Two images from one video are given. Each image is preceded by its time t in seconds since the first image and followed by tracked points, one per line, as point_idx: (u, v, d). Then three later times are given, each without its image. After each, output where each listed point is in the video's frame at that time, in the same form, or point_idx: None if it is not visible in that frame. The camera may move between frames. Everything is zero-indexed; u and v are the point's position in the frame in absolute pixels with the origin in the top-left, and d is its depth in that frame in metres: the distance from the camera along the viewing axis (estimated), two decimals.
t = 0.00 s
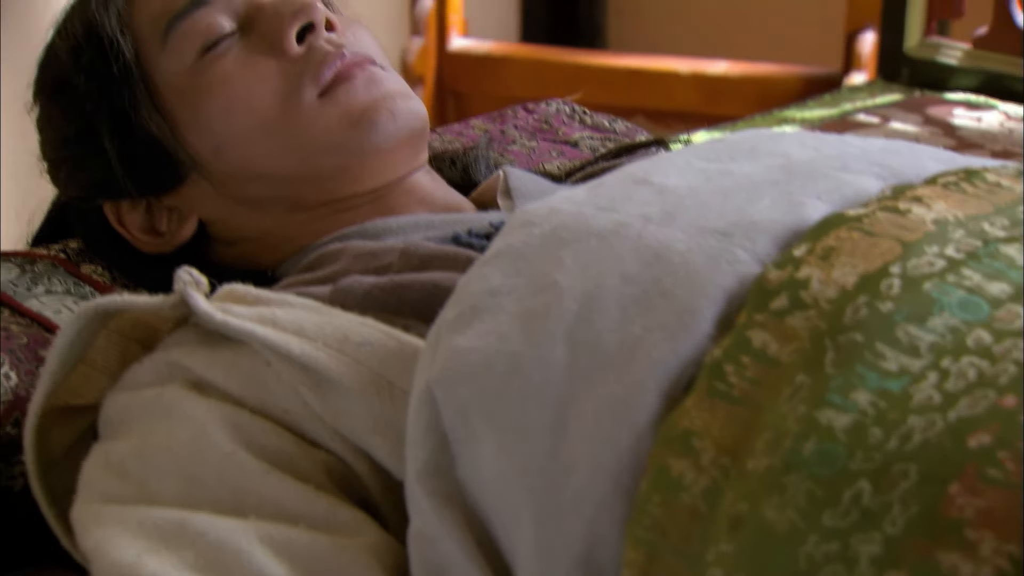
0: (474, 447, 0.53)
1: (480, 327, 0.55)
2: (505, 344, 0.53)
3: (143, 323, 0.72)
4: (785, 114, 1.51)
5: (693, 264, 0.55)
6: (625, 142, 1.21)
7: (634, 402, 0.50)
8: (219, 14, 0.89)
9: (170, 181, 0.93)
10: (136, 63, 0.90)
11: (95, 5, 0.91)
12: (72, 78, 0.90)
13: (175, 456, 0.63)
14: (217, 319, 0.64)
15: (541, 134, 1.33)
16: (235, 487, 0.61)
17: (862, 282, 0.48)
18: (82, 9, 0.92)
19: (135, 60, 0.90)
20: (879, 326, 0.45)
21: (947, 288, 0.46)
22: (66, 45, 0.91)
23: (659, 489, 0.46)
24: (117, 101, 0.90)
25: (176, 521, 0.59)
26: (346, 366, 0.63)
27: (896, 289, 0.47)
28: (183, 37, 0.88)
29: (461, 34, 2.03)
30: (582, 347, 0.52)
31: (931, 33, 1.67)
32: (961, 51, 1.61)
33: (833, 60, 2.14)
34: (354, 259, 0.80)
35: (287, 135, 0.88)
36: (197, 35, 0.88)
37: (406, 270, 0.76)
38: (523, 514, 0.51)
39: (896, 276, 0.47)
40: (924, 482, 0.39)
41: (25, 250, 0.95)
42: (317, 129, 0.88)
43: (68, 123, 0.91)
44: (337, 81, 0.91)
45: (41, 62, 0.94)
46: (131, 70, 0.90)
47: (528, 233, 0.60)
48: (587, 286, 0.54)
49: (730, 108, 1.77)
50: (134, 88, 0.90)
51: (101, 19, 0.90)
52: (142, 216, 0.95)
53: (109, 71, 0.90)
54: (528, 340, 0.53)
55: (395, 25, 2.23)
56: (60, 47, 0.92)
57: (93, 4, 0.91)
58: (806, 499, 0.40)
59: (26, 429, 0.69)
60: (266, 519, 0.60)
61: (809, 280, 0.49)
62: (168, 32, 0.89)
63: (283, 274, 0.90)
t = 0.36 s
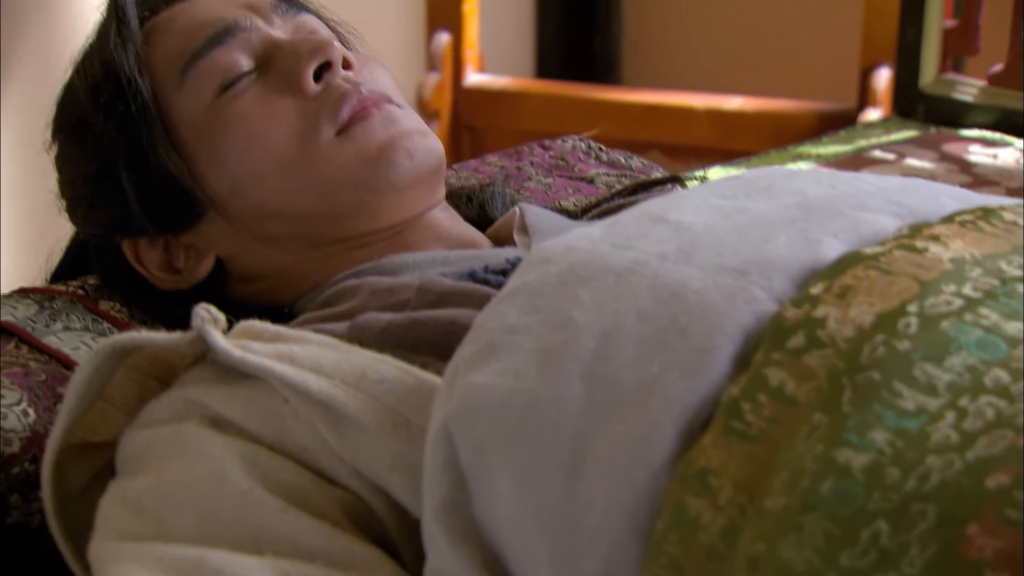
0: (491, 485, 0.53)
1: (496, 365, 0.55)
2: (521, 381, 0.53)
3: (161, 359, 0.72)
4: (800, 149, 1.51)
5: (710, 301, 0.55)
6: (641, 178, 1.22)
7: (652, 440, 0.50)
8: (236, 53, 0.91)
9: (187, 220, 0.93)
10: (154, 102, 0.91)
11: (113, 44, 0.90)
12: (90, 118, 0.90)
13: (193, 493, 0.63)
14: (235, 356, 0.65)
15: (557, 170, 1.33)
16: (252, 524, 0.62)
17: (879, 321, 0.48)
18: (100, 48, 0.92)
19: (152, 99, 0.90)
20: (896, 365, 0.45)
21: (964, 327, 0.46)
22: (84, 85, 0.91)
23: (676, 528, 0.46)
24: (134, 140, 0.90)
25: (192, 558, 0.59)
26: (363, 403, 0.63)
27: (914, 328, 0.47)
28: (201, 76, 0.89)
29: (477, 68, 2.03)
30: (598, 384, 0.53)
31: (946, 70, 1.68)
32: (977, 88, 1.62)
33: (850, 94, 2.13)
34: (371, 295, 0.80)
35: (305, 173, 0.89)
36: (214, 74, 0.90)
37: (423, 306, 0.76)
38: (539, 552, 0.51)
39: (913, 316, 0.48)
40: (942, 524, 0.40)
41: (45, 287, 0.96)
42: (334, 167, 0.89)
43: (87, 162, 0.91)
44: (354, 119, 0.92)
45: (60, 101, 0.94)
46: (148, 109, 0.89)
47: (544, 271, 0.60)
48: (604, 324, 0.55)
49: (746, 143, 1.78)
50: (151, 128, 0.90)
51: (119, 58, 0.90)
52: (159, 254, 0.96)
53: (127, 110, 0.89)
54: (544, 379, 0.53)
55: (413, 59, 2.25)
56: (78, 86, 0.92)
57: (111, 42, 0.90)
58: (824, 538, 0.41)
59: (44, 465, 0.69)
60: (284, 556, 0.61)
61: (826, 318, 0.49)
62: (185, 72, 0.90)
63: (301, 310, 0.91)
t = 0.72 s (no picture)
0: (506, 519, 0.53)
1: (511, 399, 0.55)
2: (535, 416, 0.53)
3: (176, 393, 0.72)
4: (812, 181, 1.51)
5: (724, 335, 0.55)
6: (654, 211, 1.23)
7: (667, 475, 0.50)
8: (246, 90, 0.90)
9: (199, 257, 0.92)
10: (164, 139, 0.90)
11: (124, 83, 0.91)
12: (101, 157, 0.91)
13: (207, 526, 0.63)
14: (250, 389, 0.65)
15: (571, 203, 1.34)
16: (266, 556, 0.62)
17: (894, 355, 0.48)
18: (110, 86, 0.92)
19: (163, 138, 0.90)
20: (910, 401, 0.45)
21: (980, 362, 0.47)
22: (95, 123, 0.92)
23: (691, 564, 0.45)
24: (146, 178, 0.90)
25: None
26: (377, 436, 0.63)
27: (929, 362, 0.47)
28: (211, 114, 0.89)
29: (490, 100, 2.04)
30: (612, 418, 0.53)
31: (960, 102, 1.68)
32: (990, 122, 1.62)
33: (864, 125, 2.13)
34: (386, 327, 0.81)
35: (315, 210, 0.88)
36: (224, 111, 0.89)
37: (437, 339, 0.76)
38: None
39: (928, 350, 0.48)
40: (959, 559, 0.41)
41: (60, 320, 0.96)
42: (344, 204, 0.88)
43: (99, 202, 0.92)
44: (364, 154, 0.90)
45: (72, 139, 0.95)
46: (159, 148, 0.89)
47: (559, 304, 0.60)
48: (619, 357, 0.55)
49: (760, 175, 1.78)
50: (163, 165, 0.90)
51: (131, 98, 0.90)
52: (173, 290, 0.95)
53: (138, 149, 0.90)
54: (559, 413, 0.53)
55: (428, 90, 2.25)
56: (90, 125, 0.93)
57: (121, 81, 0.91)
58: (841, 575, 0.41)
59: (58, 498, 0.69)
60: None
61: (840, 352, 0.50)
62: (196, 111, 0.89)
63: (316, 342, 0.91)
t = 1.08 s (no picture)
0: (519, 550, 0.53)
1: (524, 430, 0.55)
2: (548, 448, 0.53)
3: (189, 424, 0.72)
4: (824, 210, 1.52)
5: (737, 367, 0.56)
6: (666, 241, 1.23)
7: (680, 507, 0.50)
8: (257, 124, 0.91)
9: (212, 291, 0.93)
10: (175, 171, 0.91)
11: (135, 118, 0.92)
12: (113, 191, 0.91)
13: (220, 556, 0.64)
14: (263, 420, 0.65)
15: (582, 233, 1.35)
16: None
17: (907, 387, 0.48)
18: (122, 121, 0.93)
19: (173, 171, 0.91)
20: (923, 434, 0.46)
21: (993, 395, 0.47)
22: (107, 157, 0.93)
23: None
24: (157, 212, 0.91)
25: None
26: (389, 468, 0.63)
27: (942, 395, 0.48)
28: (219, 147, 0.90)
29: (502, 129, 2.05)
30: (625, 450, 0.53)
31: (970, 134, 1.69)
32: (1003, 151, 1.63)
33: (876, 155, 2.13)
34: (398, 358, 0.81)
35: (326, 243, 0.88)
36: (233, 144, 0.90)
37: (449, 369, 0.76)
38: None
39: (941, 383, 0.48)
40: None
41: (73, 350, 0.96)
42: (354, 237, 0.88)
43: (110, 235, 0.92)
44: (373, 186, 0.91)
45: (83, 172, 0.96)
46: (169, 182, 0.90)
47: (571, 335, 0.60)
48: (631, 390, 0.55)
49: (772, 204, 1.79)
50: (173, 200, 0.91)
51: (141, 131, 0.91)
52: (185, 323, 0.96)
53: (149, 184, 0.91)
54: (572, 444, 0.53)
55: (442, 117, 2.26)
56: (102, 159, 0.94)
57: (132, 116, 0.92)
58: None
59: (71, 530, 0.70)
60: None
61: (854, 384, 0.50)
62: (205, 145, 0.91)
63: (329, 373, 0.91)
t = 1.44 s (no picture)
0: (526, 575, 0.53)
1: (533, 455, 0.55)
2: (557, 472, 0.54)
3: (198, 449, 0.72)
4: (832, 234, 1.52)
5: (744, 393, 0.56)
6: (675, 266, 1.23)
7: (689, 532, 0.51)
8: (266, 148, 0.91)
9: (223, 315, 0.93)
10: (185, 196, 0.92)
11: (145, 142, 0.93)
12: (123, 216, 0.92)
13: None
14: (271, 444, 0.65)
15: (591, 257, 1.35)
16: None
17: (917, 414, 0.50)
18: (132, 146, 0.94)
19: (183, 196, 0.91)
20: (933, 461, 0.48)
21: (1002, 422, 0.49)
22: (117, 181, 0.93)
23: None
24: (167, 236, 0.91)
25: None
26: (398, 493, 0.63)
27: (951, 421, 0.49)
28: (229, 172, 0.90)
29: (510, 152, 2.06)
30: (635, 475, 0.53)
31: (979, 157, 1.69)
32: (1010, 176, 1.63)
33: (884, 179, 2.13)
34: (407, 382, 0.81)
35: (336, 267, 0.89)
36: (243, 169, 0.90)
37: (458, 394, 0.76)
38: None
39: (950, 409, 0.50)
40: None
41: (83, 375, 0.96)
42: (364, 261, 0.89)
43: (120, 259, 0.92)
44: (382, 212, 0.91)
45: (93, 197, 0.96)
46: (180, 207, 0.90)
47: (581, 360, 0.60)
48: (640, 415, 0.56)
49: (780, 228, 1.79)
50: (183, 225, 0.91)
51: (151, 156, 0.92)
52: (194, 347, 0.96)
53: (159, 208, 0.91)
54: (580, 469, 0.54)
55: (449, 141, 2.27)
56: (111, 184, 0.94)
57: (143, 141, 0.93)
58: None
59: (79, 555, 0.69)
60: None
61: (863, 411, 0.51)
62: (215, 169, 0.91)
63: (337, 397, 0.91)
